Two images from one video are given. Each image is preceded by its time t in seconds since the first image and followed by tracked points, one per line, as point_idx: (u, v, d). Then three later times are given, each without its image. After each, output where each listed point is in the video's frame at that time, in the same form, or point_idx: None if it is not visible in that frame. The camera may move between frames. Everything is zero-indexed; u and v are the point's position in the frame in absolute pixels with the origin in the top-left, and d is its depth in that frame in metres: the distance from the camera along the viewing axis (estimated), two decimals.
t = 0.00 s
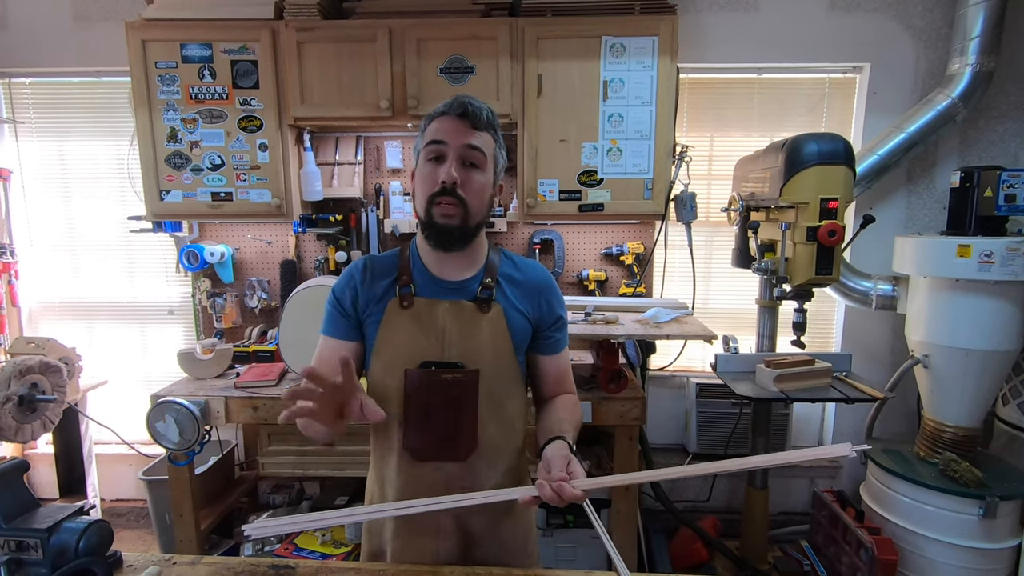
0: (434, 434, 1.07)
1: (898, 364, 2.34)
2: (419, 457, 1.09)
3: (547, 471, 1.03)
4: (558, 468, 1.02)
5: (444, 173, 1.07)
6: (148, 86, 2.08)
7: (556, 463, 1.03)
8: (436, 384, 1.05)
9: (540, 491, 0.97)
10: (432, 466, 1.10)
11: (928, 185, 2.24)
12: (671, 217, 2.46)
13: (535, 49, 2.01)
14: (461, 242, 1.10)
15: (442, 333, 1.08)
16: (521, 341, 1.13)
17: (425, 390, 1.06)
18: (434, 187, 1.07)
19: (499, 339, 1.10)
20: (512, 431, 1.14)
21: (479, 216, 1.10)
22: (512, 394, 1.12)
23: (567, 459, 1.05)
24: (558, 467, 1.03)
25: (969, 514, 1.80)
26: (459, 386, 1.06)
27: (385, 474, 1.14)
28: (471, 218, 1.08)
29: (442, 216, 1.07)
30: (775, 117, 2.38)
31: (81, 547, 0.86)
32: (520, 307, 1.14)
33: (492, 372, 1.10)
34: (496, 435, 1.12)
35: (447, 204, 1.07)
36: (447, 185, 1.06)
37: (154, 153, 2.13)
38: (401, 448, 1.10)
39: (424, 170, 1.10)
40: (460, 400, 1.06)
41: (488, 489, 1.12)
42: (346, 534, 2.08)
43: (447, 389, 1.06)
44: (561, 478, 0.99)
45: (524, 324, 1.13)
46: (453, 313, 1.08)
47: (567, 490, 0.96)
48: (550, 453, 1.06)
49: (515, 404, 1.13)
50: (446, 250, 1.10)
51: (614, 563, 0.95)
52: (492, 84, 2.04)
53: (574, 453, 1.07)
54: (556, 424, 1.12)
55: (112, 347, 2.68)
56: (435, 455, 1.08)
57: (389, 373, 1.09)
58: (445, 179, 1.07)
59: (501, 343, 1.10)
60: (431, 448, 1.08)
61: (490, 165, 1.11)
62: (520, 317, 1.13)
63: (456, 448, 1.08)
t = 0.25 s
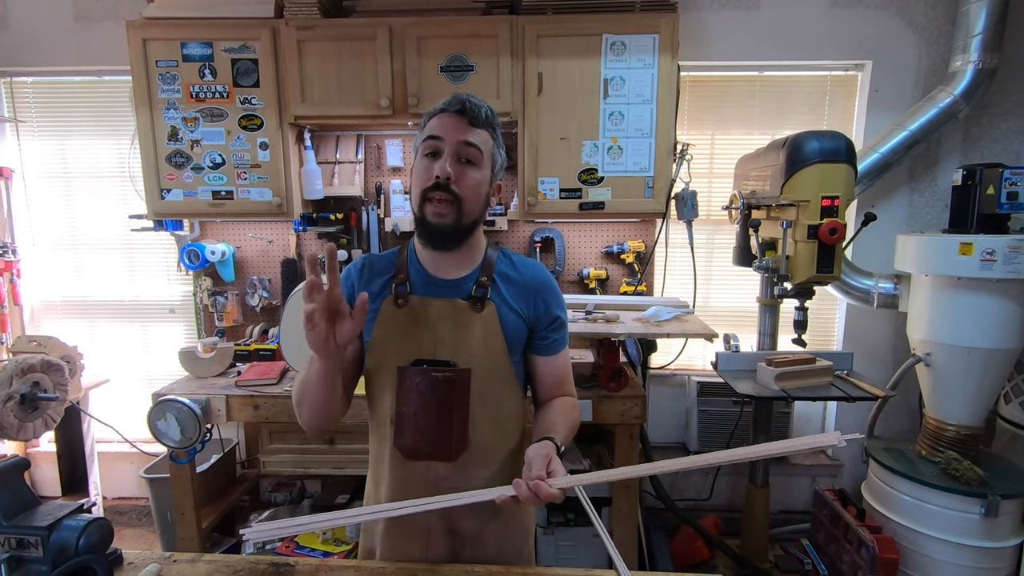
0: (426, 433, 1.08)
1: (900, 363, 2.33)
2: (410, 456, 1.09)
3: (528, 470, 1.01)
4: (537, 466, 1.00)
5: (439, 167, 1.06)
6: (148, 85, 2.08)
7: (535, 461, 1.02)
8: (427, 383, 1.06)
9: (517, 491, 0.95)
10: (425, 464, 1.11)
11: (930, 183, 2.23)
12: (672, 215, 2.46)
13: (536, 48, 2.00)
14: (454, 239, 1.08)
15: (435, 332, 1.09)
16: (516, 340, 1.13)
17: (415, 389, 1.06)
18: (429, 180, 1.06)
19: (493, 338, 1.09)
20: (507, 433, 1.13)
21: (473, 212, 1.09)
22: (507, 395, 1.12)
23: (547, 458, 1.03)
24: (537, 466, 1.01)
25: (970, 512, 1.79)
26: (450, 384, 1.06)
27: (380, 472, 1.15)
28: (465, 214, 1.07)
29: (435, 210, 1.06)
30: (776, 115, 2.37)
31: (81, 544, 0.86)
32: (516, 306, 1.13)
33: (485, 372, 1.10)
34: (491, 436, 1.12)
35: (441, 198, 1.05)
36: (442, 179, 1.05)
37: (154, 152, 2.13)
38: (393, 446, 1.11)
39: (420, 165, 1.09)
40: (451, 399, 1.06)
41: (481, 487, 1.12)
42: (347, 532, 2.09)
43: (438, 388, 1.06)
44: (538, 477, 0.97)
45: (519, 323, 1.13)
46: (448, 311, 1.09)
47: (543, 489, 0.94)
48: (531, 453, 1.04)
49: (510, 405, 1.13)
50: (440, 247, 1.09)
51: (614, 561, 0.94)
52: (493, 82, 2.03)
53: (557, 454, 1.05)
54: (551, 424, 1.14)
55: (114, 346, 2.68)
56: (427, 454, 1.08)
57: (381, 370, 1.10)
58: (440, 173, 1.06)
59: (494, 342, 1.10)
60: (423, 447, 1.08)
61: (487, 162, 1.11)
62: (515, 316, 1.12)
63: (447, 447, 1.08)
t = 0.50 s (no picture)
0: (427, 434, 1.07)
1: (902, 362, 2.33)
2: (412, 456, 1.09)
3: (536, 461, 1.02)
4: (545, 456, 1.01)
5: (440, 167, 1.06)
6: (151, 84, 2.09)
7: (543, 452, 1.03)
8: (429, 383, 1.05)
9: (528, 482, 0.96)
10: (426, 464, 1.11)
11: (934, 181, 2.22)
12: (675, 214, 2.45)
13: (537, 46, 2.00)
14: (456, 238, 1.08)
15: (437, 333, 1.09)
16: (517, 340, 1.13)
17: (416, 389, 1.05)
18: (430, 179, 1.06)
19: (494, 338, 1.10)
20: (507, 433, 1.14)
21: (475, 211, 1.09)
22: (508, 395, 1.12)
23: (555, 448, 1.04)
24: (545, 456, 1.01)
25: (973, 512, 1.79)
26: (451, 384, 1.06)
27: (380, 472, 1.14)
28: (467, 213, 1.07)
29: (437, 209, 1.05)
30: (779, 113, 2.36)
31: (84, 542, 0.86)
32: (517, 306, 1.14)
33: (486, 372, 1.10)
34: (491, 435, 1.12)
35: (442, 197, 1.05)
36: (443, 178, 1.05)
37: (157, 151, 2.13)
38: (394, 446, 1.11)
39: (420, 165, 1.09)
40: (452, 399, 1.06)
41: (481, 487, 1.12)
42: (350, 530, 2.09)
43: (439, 388, 1.05)
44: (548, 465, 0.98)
45: (520, 323, 1.13)
46: (450, 311, 1.09)
47: (553, 477, 0.95)
48: (538, 445, 1.05)
49: (511, 404, 1.13)
50: (441, 245, 1.10)
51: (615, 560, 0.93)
52: (494, 81, 2.03)
53: (564, 445, 1.06)
54: (552, 420, 1.13)
55: (117, 344, 2.70)
56: (428, 454, 1.08)
57: (383, 369, 1.10)
58: (441, 172, 1.05)
59: (496, 342, 1.10)
60: (425, 447, 1.08)
61: (488, 161, 1.11)
62: (516, 316, 1.13)
63: (448, 447, 1.08)
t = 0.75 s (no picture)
0: (432, 433, 1.07)
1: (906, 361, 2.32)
2: (416, 456, 1.09)
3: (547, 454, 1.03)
4: (556, 449, 1.02)
5: (434, 168, 1.05)
6: (155, 82, 2.09)
7: (554, 445, 1.03)
8: (434, 382, 1.05)
9: (541, 474, 0.97)
10: (431, 464, 1.11)
11: (938, 180, 2.21)
12: (677, 212, 2.45)
13: (540, 44, 2.00)
14: (454, 238, 1.09)
15: (441, 332, 1.09)
16: (521, 338, 1.14)
17: (421, 387, 1.05)
18: (424, 182, 1.05)
19: (498, 337, 1.10)
20: (509, 431, 1.14)
21: (472, 211, 1.08)
22: (511, 392, 1.13)
23: (565, 441, 1.05)
24: (556, 448, 1.02)
25: (976, 512, 1.78)
26: (457, 384, 1.06)
27: (383, 472, 1.14)
28: (464, 213, 1.07)
29: (433, 212, 1.05)
30: (782, 112, 2.35)
31: (87, 537, 0.87)
32: (519, 304, 1.14)
33: (490, 370, 1.10)
34: (495, 434, 1.12)
35: (438, 199, 1.04)
36: (437, 179, 1.04)
37: (161, 149, 2.14)
38: (399, 447, 1.10)
39: (415, 166, 1.08)
40: (457, 398, 1.06)
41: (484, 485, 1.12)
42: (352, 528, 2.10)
43: (444, 387, 1.05)
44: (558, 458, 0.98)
45: (523, 321, 1.14)
46: (454, 310, 1.09)
47: (567, 468, 0.95)
48: (547, 438, 1.06)
49: (514, 403, 1.14)
50: (440, 246, 1.10)
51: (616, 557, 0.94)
52: (497, 79, 2.03)
53: (573, 437, 1.07)
54: (554, 414, 1.13)
55: (121, 341, 2.71)
56: (433, 453, 1.08)
57: (387, 369, 1.10)
58: (435, 174, 1.04)
59: (501, 342, 1.10)
60: (430, 446, 1.08)
61: (483, 158, 1.09)
62: (520, 315, 1.13)
63: (453, 447, 1.08)
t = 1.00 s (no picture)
0: (435, 432, 1.08)
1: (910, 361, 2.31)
2: (420, 455, 1.09)
3: (553, 449, 1.03)
4: (562, 444, 1.02)
5: (428, 171, 1.03)
6: (159, 81, 2.10)
7: (560, 440, 1.03)
8: (437, 381, 1.06)
9: (547, 469, 0.97)
10: (434, 464, 1.11)
11: (943, 179, 2.20)
12: (680, 211, 2.45)
13: (543, 43, 2.00)
14: (454, 240, 1.08)
15: (444, 331, 1.09)
16: (522, 336, 1.15)
17: (423, 386, 1.06)
18: (419, 186, 1.03)
19: (501, 335, 1.11)
20: (511, 430, 1.14)
21: (470, 211, 1.07)
22: (513, 390, 1.13)
23: (570, 436, 1.05)
24: (562, 444, 1.03)
25: (980, 513, 1.77)
26: (460, 383, 1.06)
27: (386, 471, 1.14)
28: (461, 215, 1.05)
29: (431, 215, 1.04)
30: (786, 111, 2.35)
31: (91, 533, 0.88)
32: (520, 303, 1.14)
33: (493, 369, 1.10)
34: (497, 433, 1.13)
35: (434, 202, 1.03)
36: (432, 183, 1.02)
37: (165, 147, 2.15)
38: (403, 446, 1.11)
39: (410, 170, 1.07)
40: (461, 397, 1.07)
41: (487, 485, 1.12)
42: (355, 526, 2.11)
43: (448, 386, 1.06)
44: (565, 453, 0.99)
45: (525, 319, 1.14)
46: (456, 309, 1.09)
47: (575, 463, 0.96)
48: (553, 434, 1.06)
49: (516, 401, 1.14)
50: (440, 247, 1.09)
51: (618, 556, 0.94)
52: (499, 78, 2.03)
53: (577, 432, 1.07)
54: (556, 410, 1.13)
55: (126, 339, 2.73)
56: (436, 452, 1.09)
57: (390, 369, 1.10)
58: (430, 177, 1.02)
59: (503, 340, 1.11)
60: (433, 445, 1.08)
61: (477, 156, 1.06)
62: (522, 313, 1.14)
63: (457, 446, 1.08)
